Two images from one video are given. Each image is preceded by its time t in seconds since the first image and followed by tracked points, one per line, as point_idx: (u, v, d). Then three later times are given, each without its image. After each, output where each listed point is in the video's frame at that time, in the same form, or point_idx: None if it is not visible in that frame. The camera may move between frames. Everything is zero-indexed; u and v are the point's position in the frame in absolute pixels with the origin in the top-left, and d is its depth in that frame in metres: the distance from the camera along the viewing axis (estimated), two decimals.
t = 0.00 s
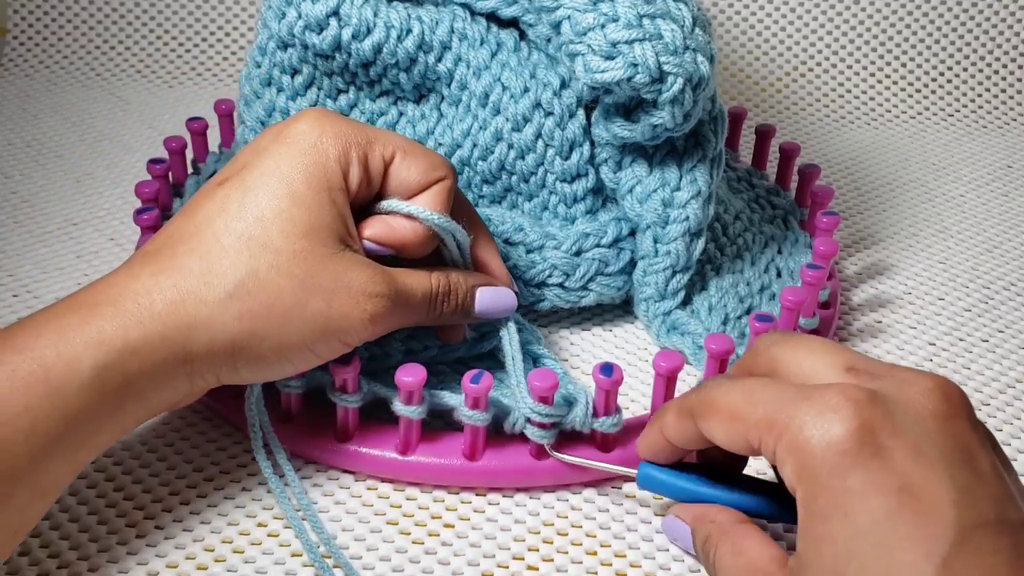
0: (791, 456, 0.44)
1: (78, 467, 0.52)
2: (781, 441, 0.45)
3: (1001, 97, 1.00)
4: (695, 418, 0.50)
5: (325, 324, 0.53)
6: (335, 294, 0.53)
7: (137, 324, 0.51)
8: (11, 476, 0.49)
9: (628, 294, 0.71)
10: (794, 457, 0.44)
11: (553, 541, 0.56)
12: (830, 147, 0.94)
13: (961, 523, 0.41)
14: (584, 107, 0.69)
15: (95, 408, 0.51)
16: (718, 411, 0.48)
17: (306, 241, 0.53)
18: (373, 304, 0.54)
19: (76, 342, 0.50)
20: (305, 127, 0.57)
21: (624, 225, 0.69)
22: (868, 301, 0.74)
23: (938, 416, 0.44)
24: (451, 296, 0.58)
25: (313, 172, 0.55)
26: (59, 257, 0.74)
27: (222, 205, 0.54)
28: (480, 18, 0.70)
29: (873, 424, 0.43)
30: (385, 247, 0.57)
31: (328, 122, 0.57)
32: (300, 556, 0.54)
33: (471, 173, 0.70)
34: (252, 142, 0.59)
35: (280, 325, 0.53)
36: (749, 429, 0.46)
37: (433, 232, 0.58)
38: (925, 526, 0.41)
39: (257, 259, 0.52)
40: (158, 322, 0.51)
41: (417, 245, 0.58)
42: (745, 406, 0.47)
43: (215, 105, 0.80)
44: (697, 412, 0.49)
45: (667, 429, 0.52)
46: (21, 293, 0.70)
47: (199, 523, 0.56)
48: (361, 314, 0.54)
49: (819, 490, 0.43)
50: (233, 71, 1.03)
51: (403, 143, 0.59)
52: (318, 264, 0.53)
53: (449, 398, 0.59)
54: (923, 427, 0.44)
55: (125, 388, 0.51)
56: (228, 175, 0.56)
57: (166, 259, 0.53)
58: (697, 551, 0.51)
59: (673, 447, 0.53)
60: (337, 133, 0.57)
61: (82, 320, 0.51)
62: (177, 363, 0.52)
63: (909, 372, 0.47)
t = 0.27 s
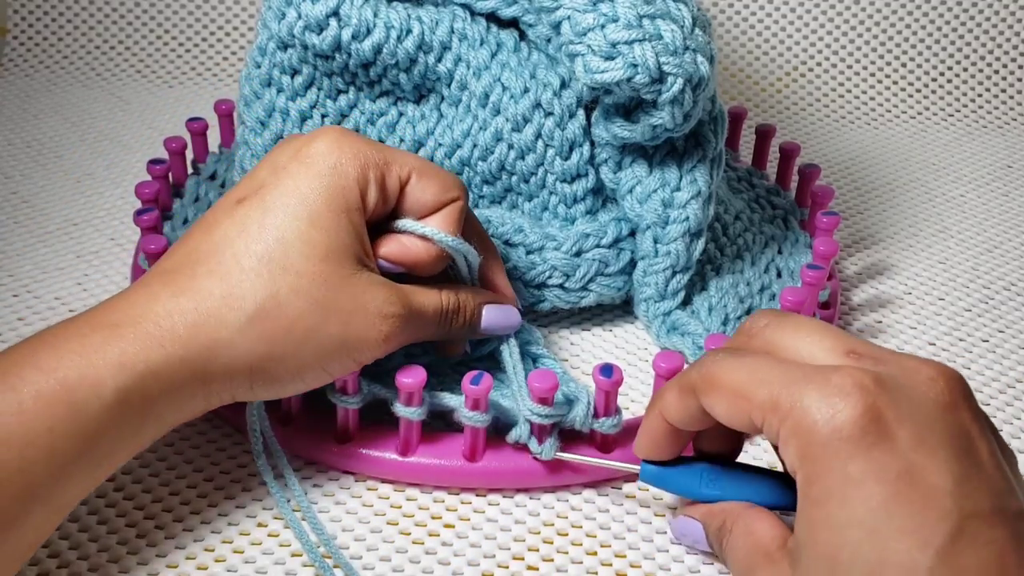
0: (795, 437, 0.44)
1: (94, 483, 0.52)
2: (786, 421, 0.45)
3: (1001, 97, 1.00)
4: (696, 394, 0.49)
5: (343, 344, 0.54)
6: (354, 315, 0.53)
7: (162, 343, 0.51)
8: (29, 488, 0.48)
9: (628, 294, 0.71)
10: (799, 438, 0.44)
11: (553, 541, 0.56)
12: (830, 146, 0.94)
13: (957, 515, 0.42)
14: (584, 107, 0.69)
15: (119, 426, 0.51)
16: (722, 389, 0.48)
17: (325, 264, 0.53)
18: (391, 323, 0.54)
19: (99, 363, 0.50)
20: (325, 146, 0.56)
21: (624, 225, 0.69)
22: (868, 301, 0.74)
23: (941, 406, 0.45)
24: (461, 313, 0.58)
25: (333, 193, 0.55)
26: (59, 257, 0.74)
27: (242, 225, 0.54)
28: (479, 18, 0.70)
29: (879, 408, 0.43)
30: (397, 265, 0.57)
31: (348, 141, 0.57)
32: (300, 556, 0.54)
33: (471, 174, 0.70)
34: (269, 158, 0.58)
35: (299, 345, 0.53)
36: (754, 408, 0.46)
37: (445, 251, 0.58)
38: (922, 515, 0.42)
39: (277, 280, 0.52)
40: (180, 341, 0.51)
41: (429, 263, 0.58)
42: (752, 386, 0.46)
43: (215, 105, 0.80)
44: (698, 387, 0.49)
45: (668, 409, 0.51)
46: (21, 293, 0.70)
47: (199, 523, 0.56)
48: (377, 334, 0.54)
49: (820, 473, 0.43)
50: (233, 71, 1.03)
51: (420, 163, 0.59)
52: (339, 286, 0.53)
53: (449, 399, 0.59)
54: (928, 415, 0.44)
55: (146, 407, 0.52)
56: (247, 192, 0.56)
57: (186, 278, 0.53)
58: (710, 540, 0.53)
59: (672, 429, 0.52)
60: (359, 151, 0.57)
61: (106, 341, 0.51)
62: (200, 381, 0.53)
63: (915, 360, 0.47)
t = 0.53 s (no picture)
0: (873, 408, 0.45)
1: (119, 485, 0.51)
2: (859, 391, 0.45)
3: (1001, 97, 1.00)
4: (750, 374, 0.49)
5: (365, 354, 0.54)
6: (377, 325, 0.54)
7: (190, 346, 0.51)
8: (56, 492, 0.48)
9: (628, 294, 0.71)
10: (878, 409, 0.44)
11: (553, 541, 0.56)
12: (830, 147, 0.94)
13: None
14: (584, 108, 0.69)
15: (143, 431, 0.51)
16: (781, 364, 0.48)
17: (354, 271, 0.53)
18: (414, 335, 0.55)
19: (128, 366, 0.50)
20: (358, 153, 0.57)
21: (624, 226, 0.69)
22: (868, 301, 0.74)
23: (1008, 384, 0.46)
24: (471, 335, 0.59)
25: (363, 201, 0.55)
26: (59, 257, 0.74)
27: (273, 228, 0.54)
28: (479, 18, 0.70)
29: (961, 380, 0.44)
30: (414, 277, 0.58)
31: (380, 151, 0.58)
32: (300, 556, 0.54)
33: (471, 174, 0.70)
34: (298, 160, 0.58)
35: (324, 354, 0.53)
36: (821, 384, 0.46)
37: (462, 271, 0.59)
38: (1006, 479, 0.43)
39: (307, 286, 0.53)
40: (208, 345, 0.51)
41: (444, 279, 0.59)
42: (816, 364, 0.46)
43: (215, 105, 0.80)
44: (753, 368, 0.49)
45: (706, 387, 0.51)
46: (21, 293, 0.70)
47: (199, 523, 0.56)
48: (399, 345, 0.55)
49: (908, 437, 0.43)
50: (233, 71, 1.03)
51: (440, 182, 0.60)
52: (366, 295, 0.53)
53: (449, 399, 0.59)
54: (1000, 391, 0.46)
55: (172, 410, 0.51)
56: (279, 196, 0.56)
57: (214, 282, 0.53)
58: (724, 522, 0.51)
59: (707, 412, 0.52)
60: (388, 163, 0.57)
61: (136, 343, 0.51)
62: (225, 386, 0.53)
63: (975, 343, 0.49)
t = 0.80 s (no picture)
0: (888, 394, 0.46)
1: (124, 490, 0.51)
2: (873, 379, 0.46)
3: (1001, 97, 1.00)
4: (760, 362, 0.51)
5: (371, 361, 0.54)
6: (385, 332, 0.54)
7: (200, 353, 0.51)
8: (63, 497, 0.48)
9: (628, 294, 0.71)
10: (891, 396, 0.46)
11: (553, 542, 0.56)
12: (830, 146, 0.94)
13: None
14: (584, 107, 0.69)
15: (149, 436, 0.50)
16: (787, 354, 0.49)
17: (362, 278, 0.54)
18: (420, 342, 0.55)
19: (136, 373, 0.50)
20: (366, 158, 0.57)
21: (624, 226, 0.69)
22: (868, 301, 0.74)
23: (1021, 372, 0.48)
24: (475, 339, 0.60)
25: (371, 205, 0.55)
26: (59, 257, 0.74)
27: (282, 233, 0.54)
28: (480, 18, 0.70)
29: (979, 368, 0.46)
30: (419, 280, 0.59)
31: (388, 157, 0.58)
32: (300, 556, 0.54)
33: (471, 174, 0.70)
34: (303, 164, 0.58)
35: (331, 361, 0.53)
36: (833, 371, 0.48)
37: (466, 274, 0.60)
38: None
39: (314, 293, 0.53)
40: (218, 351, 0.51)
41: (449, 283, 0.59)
42: (829, 353, 0.48)
43: (215, 105, 0.80)
44: (763, 356, 0.50)
45: (708, 370, 0.53)
46: (21, 293, 0.70)
47: (199, 523, 0.56)
48: (405, 351, 0.55)
49: (930, 424, 0.44)
50: (233, 71, 1.03)
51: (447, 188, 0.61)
52: (373, 302, 0.54)
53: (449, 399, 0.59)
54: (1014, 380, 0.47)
55: (181, 416, 0.51)
56: (286, 201, 0.56)
57: (221, 287, 0.53)
58: (721, 475, 0.49)
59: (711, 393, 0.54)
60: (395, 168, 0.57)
61: (144, 349, 0.51)
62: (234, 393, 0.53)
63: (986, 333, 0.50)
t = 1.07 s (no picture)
0: (852, 375, 0.47)
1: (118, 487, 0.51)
2: (837, 362, 0.48)
3: (1001, 97, 1.00)
4: (731, 354, 0.52)
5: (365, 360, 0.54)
6: (377, 331, 0.54)
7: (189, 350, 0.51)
8: (56, 495, 0.48)
9: (628, 294, 0.71)
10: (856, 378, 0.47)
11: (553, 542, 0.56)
12: (830, 146, 0.94)
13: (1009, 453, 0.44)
14: (584, 107, 0.69)
15: (140, 432, 0.50)
16: (759, 345, 0.51)
17: (353, 275, 0.53)
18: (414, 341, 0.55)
19: (125, 369, 0.50)
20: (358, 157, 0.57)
21: (624, 226, 0.69)
22: (868, 301, 0.74)
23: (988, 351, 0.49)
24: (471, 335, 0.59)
25: (362, 204, 0.55)
26: (59, 257, 0.74)
27: (271, 232, 0.54)
28: (480, 18, 0.70)
29: (938, 348, 0.47)
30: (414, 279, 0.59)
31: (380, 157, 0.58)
32: (300, 556, 0.54)
33: (471, 174, 0.70)
34: (296, 164, 0.58)
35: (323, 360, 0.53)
36: (799, 356, 0.49)
37: (461, 273, 0.60)
38: (981, 438, 0.44)
39: (306, 290, 0.53)
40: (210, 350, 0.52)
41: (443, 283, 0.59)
42: (795, 339, 0.50)
43: (215, 105, 0.80)
44: (733, 347, 0.52)
45: (690, 362, 0.55)
46: (21, 293, 0.70)
47: (199, 523, 0.56)
48: (398, 349, 0.55)
49: (889, 397, 0.46)
50: (233, 71, 1.03)
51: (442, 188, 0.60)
52: (365, 300, 0.53)
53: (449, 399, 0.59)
54: (980, 358, 0.48)
55: (172, 414, 0.51)
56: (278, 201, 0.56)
57: (212, 284, 0.53)
58: (724, 439, 0.50)
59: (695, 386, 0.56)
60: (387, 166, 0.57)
61: (133, 346, 0.51)
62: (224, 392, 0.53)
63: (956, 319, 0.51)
